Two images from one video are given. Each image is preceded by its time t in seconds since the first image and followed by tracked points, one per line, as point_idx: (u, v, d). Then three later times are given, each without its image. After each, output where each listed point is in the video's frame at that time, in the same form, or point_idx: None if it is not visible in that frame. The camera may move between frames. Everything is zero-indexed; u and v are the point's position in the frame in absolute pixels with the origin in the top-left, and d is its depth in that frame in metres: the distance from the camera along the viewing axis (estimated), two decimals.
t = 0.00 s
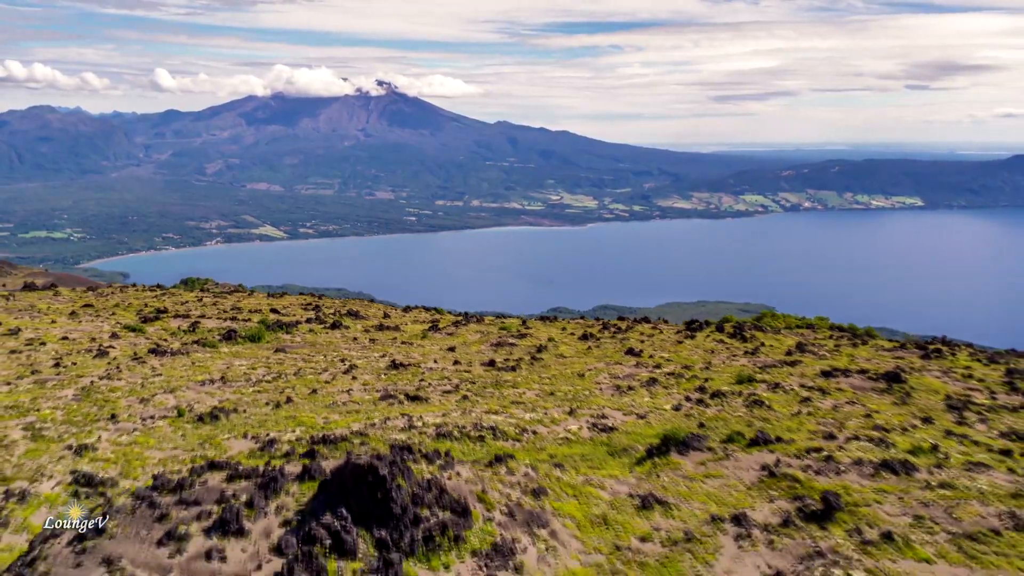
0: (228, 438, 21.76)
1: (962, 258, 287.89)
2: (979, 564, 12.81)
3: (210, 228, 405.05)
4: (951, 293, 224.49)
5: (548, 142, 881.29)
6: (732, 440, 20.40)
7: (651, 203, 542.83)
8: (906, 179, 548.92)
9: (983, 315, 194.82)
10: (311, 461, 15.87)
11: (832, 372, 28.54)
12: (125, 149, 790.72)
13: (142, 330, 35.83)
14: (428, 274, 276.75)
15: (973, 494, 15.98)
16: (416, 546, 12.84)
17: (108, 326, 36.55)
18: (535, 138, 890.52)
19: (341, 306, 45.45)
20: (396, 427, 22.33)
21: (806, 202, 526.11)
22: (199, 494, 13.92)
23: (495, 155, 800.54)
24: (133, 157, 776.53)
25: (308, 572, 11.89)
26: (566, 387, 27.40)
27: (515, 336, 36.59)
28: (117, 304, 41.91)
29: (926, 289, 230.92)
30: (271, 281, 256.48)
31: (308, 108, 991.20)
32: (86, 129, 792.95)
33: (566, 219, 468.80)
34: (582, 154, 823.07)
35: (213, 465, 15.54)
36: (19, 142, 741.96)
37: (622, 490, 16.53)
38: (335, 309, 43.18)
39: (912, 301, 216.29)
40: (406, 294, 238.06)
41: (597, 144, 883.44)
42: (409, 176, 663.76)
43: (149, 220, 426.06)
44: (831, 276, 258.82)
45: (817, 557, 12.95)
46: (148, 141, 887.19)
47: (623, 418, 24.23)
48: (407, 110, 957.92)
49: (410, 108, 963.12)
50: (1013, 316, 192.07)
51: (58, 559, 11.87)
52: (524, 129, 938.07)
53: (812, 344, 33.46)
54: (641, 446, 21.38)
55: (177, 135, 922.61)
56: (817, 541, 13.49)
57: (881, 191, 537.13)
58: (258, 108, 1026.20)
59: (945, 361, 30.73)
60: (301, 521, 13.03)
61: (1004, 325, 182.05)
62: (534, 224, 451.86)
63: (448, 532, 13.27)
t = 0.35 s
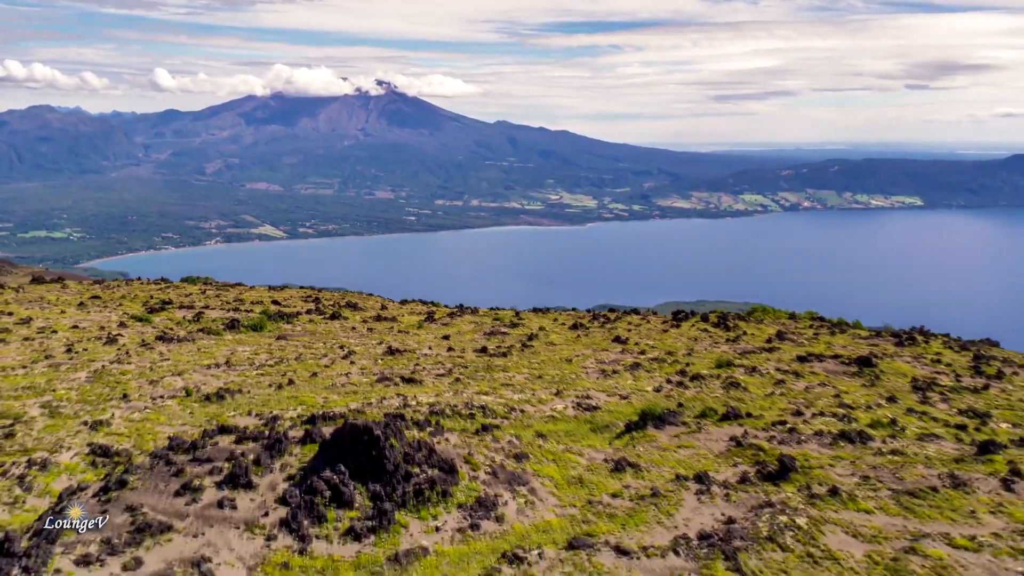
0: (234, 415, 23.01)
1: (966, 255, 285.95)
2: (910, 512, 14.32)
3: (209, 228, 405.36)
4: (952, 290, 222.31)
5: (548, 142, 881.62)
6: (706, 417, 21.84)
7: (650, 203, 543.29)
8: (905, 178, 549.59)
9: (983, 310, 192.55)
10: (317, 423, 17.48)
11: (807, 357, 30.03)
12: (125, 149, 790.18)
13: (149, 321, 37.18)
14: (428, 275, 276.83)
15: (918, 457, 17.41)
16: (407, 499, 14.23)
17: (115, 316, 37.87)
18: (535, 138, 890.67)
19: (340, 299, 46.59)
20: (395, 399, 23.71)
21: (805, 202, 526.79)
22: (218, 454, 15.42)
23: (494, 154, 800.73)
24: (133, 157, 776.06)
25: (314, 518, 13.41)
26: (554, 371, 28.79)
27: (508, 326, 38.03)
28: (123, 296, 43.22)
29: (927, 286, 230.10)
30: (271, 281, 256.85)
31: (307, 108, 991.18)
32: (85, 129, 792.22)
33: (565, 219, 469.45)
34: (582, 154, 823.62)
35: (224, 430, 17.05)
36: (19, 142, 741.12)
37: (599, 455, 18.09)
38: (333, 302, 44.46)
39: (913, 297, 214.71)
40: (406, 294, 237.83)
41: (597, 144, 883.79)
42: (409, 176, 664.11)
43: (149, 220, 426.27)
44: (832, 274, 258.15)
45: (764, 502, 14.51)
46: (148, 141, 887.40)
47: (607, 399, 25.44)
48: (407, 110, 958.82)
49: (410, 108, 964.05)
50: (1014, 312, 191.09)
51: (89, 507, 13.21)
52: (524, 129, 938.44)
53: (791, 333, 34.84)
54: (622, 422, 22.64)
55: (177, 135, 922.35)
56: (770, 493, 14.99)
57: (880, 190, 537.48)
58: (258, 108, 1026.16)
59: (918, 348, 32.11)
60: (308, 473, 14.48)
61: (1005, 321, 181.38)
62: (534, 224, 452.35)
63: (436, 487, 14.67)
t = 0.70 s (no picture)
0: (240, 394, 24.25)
1: (965, 254, 286.48)
2: (855, 470, 15.83)
3: (209, 228, 406.43)
4: (951, 287, 220.77)
5: (548, 142, 882.44)
6: (683, 395, 23.28)
7: (649, 203, 544.83)
8: (904, 178, 550.95)
9: (982, 308, 191.30)
10: (320, 395, 18.96)
11: (786, 343, 31.48)
12: (125, 149, 790.90)
13: (156, 311, 38.49)
14: (428, 275, 277.27)
15: (874, 428, 18.83)
16: (401, 459, 15.63)
17: (123, 307, 39.29)
18: (534, 138, 891.55)
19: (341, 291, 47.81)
20: (392, 379, 25.06)
21: (804, 201, 528.08)
22: (230, 420, 16.88)
23: (494, 154, 801.76)
24: (132, 157, 776.50)
25: (318, 474, 14.85)
26: (544, 356, 30.16)
27: (501, 316, 39.43)
28: (130, 289, 44.51)
29: (926, 283, 230.49)
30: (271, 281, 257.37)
31: (307, 108, 992.56)
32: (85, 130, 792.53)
33: (565, 219, 471.03)
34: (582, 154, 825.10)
35: (233, 401, 18.53)
36: (19, 142, 742.10)
37: (581, 425, 19.52)
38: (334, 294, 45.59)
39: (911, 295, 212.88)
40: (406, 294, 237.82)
41: (596, 143, 885.08)
42: (409, 176, 665.71)
43: (149, 220, 426.80)
44: (831, 272, 258.33)
45: (726, 464, 15.95)
46: (148, 141, 889.23)
47: (592, 381, 26.75)
48: (406, 110, 960.72)
49: (410, 108, 966.01)
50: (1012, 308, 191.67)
51: (114, 463, 14.68)
52: (523, 129, 939.77)
53: (774, 322, 36.20)
54: (605, 400, 24.00)
55: (176, 135, 922.77)
56: (731, 456, 16.49)
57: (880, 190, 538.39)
58: (257, 108, 1027.71)
59: (894, 336, 33.48)
60: (312, 436, 15.91)
61: (1005, 317, 181.23)
62: (533, 224, 453.89)
63: (429, 449, 16.09)
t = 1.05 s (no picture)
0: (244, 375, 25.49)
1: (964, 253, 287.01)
2: (816, 439, 17.20)
3: (209, 228, 407.19)
4: (950, 284, 220.86)
5: (547, 142, 883.44)
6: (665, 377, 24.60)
7: (649, 203, 546.03)
8: (903, 179, 552.11)
9: (981, 304, 191.35)
10: (324, 373, 20.47)
11: (768, 333, 32.74)
12: (124, 149, 791.32)
13: (162, 303, 39.64)
14: (428, 275, 277.19)
15: (839, 405, 20.19)
16: (397, 429, 16.96)
17: (130, 299, 40.51)
18: (534, 138, 892.59)
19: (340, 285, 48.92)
20: (390, 360, 26.40)
21: (804, 201, 529.26)
22: (239, 394, 18.25)
23: (493, 154, 802.74)
24: (132, 157, 776.99)
25: (321, 440, 16.21)
26: (536, 344, 31.31)
27: (496, 308, 40.75)
28: (135, 282, 45.66)
29: (925, 279, 230.83)
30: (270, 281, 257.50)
31: (307, 108, 993.40)
32: (84, 130, 792.69)
33: (564, 219, 472.28)
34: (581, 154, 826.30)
35: (241, 379, 19.90)
36: (18, 142, 741.95)
37: (564, 402, 21.02)
38: (334, 288, 46.71)
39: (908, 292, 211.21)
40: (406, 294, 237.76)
41: (596, 144, 886.31)
42: (408, 176, 666.59)
43: (149, 220, 427.02)
44: (830, 270, 258.81)
45: (696, 432, 17.36)
46: (147, 141, 889.43)
47: (581, 366, 27.98)
48: (406, 110, 961.97)
49: (410, 108, 967.44)
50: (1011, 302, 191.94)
51: (136, 432, 16.12)
52: (523, 129, 941.30)
53: (760, 313, 37.40)
54: (591, 382, 25.21)
55: (176, 135, 923.47)
56: (704, 427, 17.83)
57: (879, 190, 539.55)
58: (257, 108, 1028.71)
59: (872, 326, 34.73)
60: (316, 407, 17.25)
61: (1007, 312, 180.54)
62: (533, 224, 455.16)
63: (422, 421, 17.38)
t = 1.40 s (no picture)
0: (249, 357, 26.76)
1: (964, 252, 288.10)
2: (783, 413, 18.57)
3: (208, 228, 407.77)
4: (952, 281, 221.17)
5: (547, 142, 884.54)
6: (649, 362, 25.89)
7: (648, 203, 547.27)
8: (902, 178, 553.58)
9: (984, 300, 191.80)
10: (328, 353, 21.90)
11: (752, 323, 34.07)
12: (123, 149, 791.12)
13: (168, 296, 40.94)
14: (428, 275, 276.82)
15: (808, 385, 21.55)
16: (396, 403, 18.28)
17: (137, 293, 41.77)
18: (534, 138, 893.91)
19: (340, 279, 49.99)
20: (390, 344, 27.77)
21: (803, 200, 530.56)
22: (250, 373, 19.66)
23: (493, 154, 803.70)
24: (131, 157, 777.05)
25: (324, 412, 17.55)
26: (528, 333, 32.53)
27: (492, 300, 42.10)
28: (141, 277, 46.83)
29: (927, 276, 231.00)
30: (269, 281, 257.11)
31: (307, 108, 994.01)
32: (83, 129, 792.27)
33: (564, 218, 473.58)
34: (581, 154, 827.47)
35: (250, 360, 21.30)
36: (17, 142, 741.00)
37: (553, 382, 22.41)
38: (334, 282, 47.84)
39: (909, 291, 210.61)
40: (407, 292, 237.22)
41: (596, 144, 887.66)
42: (408, 176, 667.55)
43: (148, 220, 427.71)
44: (832, 268, 259.10)
45: (672, 408, 18.67)
46: (146, 141, 889.17)
47: (571, 353, 29.22)
48: (406, 110, 963.47)
49: (409, 108, 968.52)
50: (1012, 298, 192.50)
51: (154, 405, 17.53)
52: (523, 129, 942.62)
53: (747, 305, 38.67)
54: (580, 367, 26.46)
55: (175, 135, 923.31)
56: (681, 401, 19.20)
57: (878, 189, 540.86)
58: (257, 108, 1028.80)
59: (854, 316, 36.03)
60: (320, 382, 18.59)
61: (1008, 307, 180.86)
62: (533, 223, 456.40)
63: (419, 396, 18.72)
